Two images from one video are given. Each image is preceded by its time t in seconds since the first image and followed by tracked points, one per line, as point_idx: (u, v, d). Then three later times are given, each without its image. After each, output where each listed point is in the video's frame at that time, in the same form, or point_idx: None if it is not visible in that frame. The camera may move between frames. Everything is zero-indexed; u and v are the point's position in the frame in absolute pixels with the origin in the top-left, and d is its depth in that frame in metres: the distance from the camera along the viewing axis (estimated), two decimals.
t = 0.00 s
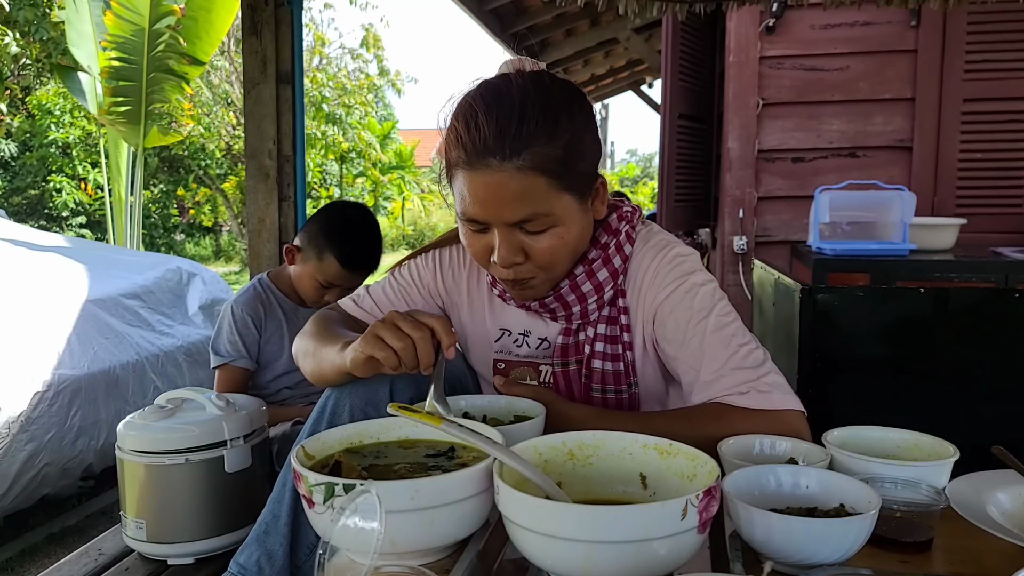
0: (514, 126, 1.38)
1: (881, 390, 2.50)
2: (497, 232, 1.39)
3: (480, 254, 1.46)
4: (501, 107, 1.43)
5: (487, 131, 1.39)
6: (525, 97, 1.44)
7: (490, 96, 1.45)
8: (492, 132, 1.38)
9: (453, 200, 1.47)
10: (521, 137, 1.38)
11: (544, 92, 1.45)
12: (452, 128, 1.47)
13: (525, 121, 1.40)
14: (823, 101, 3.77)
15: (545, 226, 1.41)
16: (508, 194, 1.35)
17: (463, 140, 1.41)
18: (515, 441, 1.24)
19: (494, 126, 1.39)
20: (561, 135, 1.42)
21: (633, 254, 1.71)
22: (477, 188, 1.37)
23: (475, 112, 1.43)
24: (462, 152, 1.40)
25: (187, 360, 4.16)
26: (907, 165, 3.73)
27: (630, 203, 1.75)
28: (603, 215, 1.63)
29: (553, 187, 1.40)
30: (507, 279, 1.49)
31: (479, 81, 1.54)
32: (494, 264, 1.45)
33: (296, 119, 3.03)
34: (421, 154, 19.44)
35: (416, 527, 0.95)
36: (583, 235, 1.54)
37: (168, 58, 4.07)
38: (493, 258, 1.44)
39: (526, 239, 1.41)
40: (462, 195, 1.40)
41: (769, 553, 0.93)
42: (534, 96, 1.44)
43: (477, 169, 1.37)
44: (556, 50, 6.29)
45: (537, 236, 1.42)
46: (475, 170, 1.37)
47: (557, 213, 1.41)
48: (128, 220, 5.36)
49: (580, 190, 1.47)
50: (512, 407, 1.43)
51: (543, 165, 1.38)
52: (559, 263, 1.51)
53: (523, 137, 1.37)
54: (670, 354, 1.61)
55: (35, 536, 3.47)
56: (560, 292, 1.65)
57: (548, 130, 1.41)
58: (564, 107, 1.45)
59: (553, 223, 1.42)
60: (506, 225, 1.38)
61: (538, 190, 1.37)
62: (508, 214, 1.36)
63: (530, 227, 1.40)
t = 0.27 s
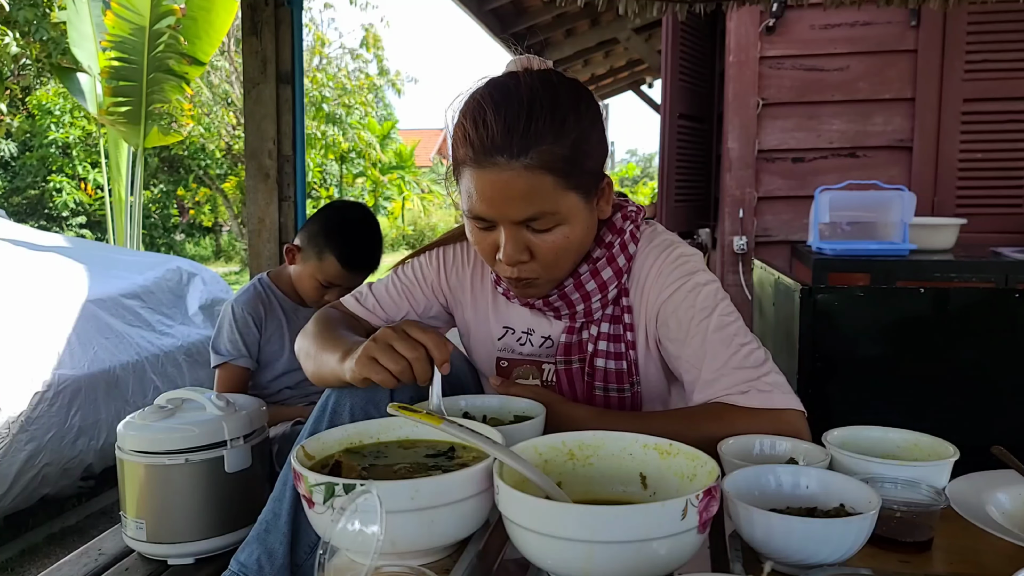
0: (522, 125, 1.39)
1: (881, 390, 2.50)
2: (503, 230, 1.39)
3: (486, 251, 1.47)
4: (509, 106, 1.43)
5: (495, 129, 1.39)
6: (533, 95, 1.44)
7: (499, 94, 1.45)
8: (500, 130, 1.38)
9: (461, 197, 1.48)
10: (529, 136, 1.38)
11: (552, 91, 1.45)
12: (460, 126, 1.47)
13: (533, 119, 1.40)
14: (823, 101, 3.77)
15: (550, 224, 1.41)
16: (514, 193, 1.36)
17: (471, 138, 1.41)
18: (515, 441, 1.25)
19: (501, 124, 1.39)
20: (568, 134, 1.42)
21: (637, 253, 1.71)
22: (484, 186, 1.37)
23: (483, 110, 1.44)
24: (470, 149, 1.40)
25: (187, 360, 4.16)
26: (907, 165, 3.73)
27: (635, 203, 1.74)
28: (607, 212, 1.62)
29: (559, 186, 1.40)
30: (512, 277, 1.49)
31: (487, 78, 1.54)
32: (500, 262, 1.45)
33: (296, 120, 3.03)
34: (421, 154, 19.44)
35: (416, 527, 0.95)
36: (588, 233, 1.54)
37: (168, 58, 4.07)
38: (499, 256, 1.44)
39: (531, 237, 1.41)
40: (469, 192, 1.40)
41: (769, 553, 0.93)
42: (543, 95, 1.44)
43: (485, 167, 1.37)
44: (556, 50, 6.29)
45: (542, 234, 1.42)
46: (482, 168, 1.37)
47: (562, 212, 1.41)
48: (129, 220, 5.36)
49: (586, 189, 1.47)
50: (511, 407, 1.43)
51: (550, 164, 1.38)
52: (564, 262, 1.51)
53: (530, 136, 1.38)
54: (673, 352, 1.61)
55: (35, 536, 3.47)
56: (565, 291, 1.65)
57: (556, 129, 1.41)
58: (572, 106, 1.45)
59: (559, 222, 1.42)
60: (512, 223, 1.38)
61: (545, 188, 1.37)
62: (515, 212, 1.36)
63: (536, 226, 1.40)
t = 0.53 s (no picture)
0: (524, 122, 1.39)
1: (881, 390, 2.50)
2: (503, 226, 1.39)
3: (487, 248, 1.46)
4: (511, 102, 1.43)
5: (497, 125, 1.39)
6: (535, 92, 1.44)
7: (501, 91, 1.45)
8: (502, 127, 1.38)
9: (462, 194, 1.47)
10: (531, 132, 1.38)
11: (555, 88, 1.45)
12: (462, 122, 1.47)
13: (535, 116, 1.40)
14: (823, 101, 3.77)
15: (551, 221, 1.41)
16: (515, 189, 1.36)
17: (473, 134, 1.41)
18: (514, 441, 1.24)
19: (503, 121, 1.39)
20: (570, 131, 1.42)
21: (637, 253, 1.71)
22: (486, 182, 1.37)
23: (485, 107, 1.44)
24: (472, 146, 1.40)
25: (187, 360, 4.16)
26: (907, 165, 3.73)
27: (635, 203, 1.74)
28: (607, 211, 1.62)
29: (560, 183, 1.40)
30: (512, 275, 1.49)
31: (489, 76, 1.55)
32: (500, 259, 1.45)
33: (296, 120, 3.03)
34: (421, 154, 19.44)
35: (416, 527, 0.95)
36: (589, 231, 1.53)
37: (168, 58, 4.07)
38: (499, 254, 1.44)
39: (532, 234, 1.41)
40: (470, 188, 1.40)
41: (769, 553, 0.93)
42: (545, 92, 1.44)
43: (486, 163, 1.37)
44: (556, 50, 6.29)
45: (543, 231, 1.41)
46: (484, 164, 1.37)
47: (563, 209, 1.41)
48: (129, 220, 5.36)
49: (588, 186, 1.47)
50: (511, 407, 1.43)
51: (551, 161, 1.38)
52: (564, 260, 1.51)
53: (531, 132, 1.38)
54: (673, 353, 1.61)
55: (35, 536, 3.47)
56: (565, 291, 1.66)
57: (558, 126, 1.41)
58: (574, 103, 1.45)
59: (559, 219, 1.42)
60: (513, 220, 1.38)
61: (545, 185, 1.37)
62: (515, 208, 1.36)
63: (537, 222, 1.40)
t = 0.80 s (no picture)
0: (530, 114, 1.39)
1: (880, 390, 2.50)
2: (506, 219, 1.39)
3: (490, 242, 1.46)
4: (517, 95, 1.43)
5: (501, 117, 1.39)
6: (541, 85, 1.45)
7: (506, 82, 1.46)
8: (507, 118, 1.38)
9: (466, 188, 1.48)
10: (535, 124, 1.38)
11: (560, 83, 1.46)
12: (467, 116, 1.48)
13: (540, 108, 1.40)
14: (823, 101, 3.77)
15: (554, 214, 1.40)
16: (520, 181, 1.36)
17: (477, 126, 1.41)
18: (514, 441, 1.25)
19: (509, 112, 1.39)
20: (575, 124, 1.43)
21: (639, 253, 1.71)
22: (490, 174, 1.37)
23: (491, 99, 1.44)
24: (476, 137, 1.41)
25: (187, 360, 4.16)
26: (907, 165, 3.73)
27: (637, 202, 1.74)
28: (610, 211, 1.62)
29: (564, 175, 1.39)
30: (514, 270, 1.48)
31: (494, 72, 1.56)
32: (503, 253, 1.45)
33: (296, 120, 3.03)
34: (421, 154, 19.44)
35: (416, 527, 0.95)
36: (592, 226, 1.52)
37: (168, 58, 4.07)
38: (502, 247, 1.44)
39: (534, 226, 1.41)
40: (473, 179, 1.41)
41: (769, 553, 0.93)
42: (550, 86, 1.45)
43: (491, 154, 1.38)
44: (556, 51, 6.29)
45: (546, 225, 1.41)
46: (489, 156, 1.37)
47: (567, 202, 1.41)
48: (129, 220, 5.36)
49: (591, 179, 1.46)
50: (511, 407, 1.43)
51: (556, 153, 1.38)
52: (568, 255, 1.50)
53: (536, 125, 1.38)
54: (674, 352, 1.61)
55: (35, 536, 3.47)
56: (566, 290, 1.66)
57: (562, 119, 1.41)
58: (579, 98, 1.46)
59: (563, 212, 1.41)
60: (517, 212, 1.38)
61: (549, 177, 1.37)
62: (519, 200, 1.36)
63: (541, 215, 1.40)
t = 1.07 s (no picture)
0: (527, 107, 1.40)
1: (880, 390, 2.50)
2: (503, 210, 1.39)
3: (486, 237, 1.46)
4: (516, 89, 1.45)
5: (499, 110, 1.40)
6: (539, 80, 1.46)
7: (504, 77, 1.48)
8: (505, 110, 1.39)
9: (463, 181, 1.48)
10: (532, 117, 1.39)
11: (559, 79, 1.48)
12: (466, 110, 1.49)
13: (538, 101, 1.41)
14: (823, 101, 3.77)
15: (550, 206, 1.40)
16: (516, 173, 1.36)
17: (475, 119, 1.42)
18: (514, 441, 1.24)
19: (506, 105, 1.40)
20: (571, 118, 1.43)
21: (637, 253, 1.71)
22: (486, 166, 1.37)
23: (490, 93, 1.46)
24: (474, 129, 1.41)
25: (186, 360, 4.16)
26: (907, 165, 3.73)
27: (635, 203, 1.74)
28: (608, 207, 1.62)
29: (561, 167, 1.39)
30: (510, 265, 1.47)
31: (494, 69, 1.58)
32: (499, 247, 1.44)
33: (296, 120, 3.03)
34: (421, 154, 19.44)
35: (416, 526, 0.95)
36: (589, 221, 1.51)
37: (169, 58, 4.07)
38: (498, 241, 1.44)
39: (530, 218, 1.41)
40: (470, 171, 1.41)
41: (770, 553, 0.93)
42: (550, 81, 1.46)
43: (488, 145, 1.38)
44: (557, 50, 6.29)
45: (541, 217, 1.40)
46: (486, 148, 1.38)
47: (563, 195, 1.40)
48: (129, 221, 5.36)
49: (588, 173, 1.46)
50: (512, 407, 1.43)
51: (552, 144, 1.38)
52: (564, 250, 1.49)
53: (534, 117, 1.38)
54: (672, 352, 1.61)
55: (35, 536, 3.47)
56: (563, 289, 1.66)
57: (560, 112, 1.42)
58: (578, 92, 1.47)
59: (559, 205, 1.41)
60: (513, 203, 1.38)
61: (546, 168, 1.37)
62: (515, 191, 1.36)
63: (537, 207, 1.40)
